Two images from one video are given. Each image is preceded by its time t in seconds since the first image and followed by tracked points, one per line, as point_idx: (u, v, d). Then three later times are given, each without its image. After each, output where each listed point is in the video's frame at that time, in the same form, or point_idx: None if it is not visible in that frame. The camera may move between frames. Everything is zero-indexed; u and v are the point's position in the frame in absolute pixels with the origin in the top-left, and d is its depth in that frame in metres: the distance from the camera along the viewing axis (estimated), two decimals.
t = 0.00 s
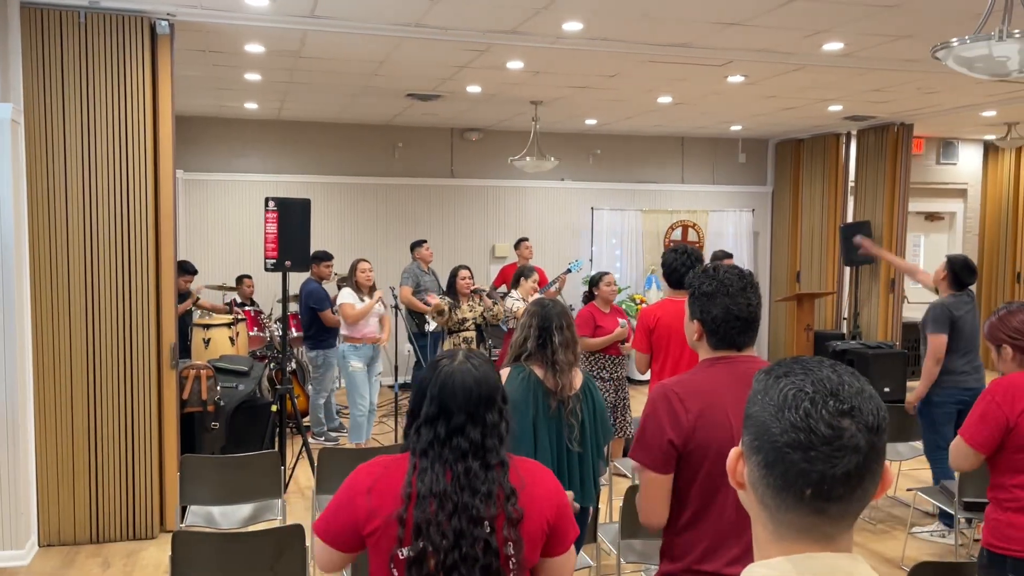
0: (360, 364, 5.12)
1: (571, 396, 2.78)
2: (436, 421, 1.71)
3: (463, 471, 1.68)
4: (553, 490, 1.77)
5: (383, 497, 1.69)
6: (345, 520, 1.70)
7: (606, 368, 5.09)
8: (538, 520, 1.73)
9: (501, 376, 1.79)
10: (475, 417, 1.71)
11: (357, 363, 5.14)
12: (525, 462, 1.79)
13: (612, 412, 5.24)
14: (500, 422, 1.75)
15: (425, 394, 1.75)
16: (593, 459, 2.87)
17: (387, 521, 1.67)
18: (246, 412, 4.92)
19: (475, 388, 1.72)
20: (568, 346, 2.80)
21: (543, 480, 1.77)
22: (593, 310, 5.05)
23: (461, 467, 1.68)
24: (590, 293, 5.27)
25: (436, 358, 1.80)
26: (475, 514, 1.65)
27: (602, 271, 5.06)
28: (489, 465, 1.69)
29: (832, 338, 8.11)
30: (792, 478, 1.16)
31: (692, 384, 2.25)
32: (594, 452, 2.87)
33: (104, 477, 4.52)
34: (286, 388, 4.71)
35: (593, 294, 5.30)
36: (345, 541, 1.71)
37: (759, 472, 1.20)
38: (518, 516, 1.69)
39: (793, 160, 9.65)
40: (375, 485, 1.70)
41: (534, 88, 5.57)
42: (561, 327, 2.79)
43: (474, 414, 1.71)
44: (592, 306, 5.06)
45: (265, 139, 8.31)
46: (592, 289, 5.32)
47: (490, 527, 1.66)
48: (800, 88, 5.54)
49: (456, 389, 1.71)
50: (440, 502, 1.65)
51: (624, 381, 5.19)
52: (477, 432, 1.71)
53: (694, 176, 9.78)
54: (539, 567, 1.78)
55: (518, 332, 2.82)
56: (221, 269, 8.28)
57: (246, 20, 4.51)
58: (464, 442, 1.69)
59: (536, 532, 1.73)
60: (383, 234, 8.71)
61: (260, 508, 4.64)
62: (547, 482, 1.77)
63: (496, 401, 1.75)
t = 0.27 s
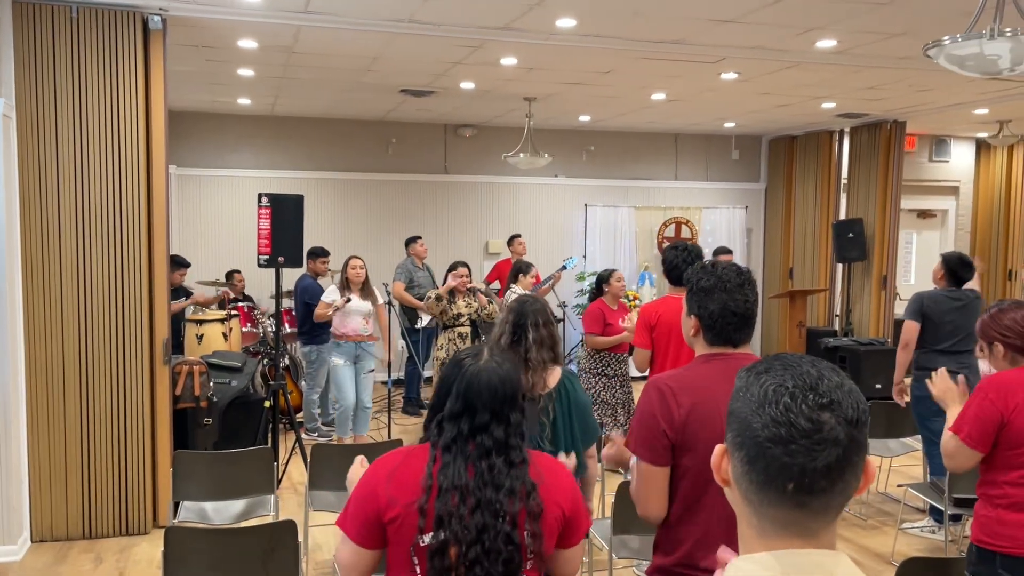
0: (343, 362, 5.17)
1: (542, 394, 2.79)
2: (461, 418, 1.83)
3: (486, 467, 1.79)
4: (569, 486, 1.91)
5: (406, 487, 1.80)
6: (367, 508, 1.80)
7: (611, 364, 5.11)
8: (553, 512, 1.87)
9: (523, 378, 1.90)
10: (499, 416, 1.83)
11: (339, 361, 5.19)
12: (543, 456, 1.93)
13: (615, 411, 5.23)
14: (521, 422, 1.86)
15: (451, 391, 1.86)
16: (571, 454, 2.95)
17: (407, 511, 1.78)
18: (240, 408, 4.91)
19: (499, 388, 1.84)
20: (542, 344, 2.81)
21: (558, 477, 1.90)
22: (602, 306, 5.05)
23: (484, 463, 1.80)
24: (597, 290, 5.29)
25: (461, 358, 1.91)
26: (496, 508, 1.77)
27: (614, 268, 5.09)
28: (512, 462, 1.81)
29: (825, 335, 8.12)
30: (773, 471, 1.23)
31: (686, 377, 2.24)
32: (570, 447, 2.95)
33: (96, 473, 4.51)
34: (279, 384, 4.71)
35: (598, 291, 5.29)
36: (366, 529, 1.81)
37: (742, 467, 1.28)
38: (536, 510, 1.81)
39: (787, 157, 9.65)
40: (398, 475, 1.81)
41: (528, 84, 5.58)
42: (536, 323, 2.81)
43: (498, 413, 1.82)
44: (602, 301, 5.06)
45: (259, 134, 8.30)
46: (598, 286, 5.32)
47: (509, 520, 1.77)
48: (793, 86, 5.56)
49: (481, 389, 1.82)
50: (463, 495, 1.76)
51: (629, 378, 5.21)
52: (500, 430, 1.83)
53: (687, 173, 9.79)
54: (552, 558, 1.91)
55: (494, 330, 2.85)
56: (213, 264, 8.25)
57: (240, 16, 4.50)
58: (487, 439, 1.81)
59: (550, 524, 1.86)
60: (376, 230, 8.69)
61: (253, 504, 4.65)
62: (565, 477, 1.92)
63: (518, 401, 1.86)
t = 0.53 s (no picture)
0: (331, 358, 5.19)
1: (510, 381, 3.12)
2: (469, 410, 1.78)
3: (493, 460, 1.75)
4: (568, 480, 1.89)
5: (409, 479, 1.76)
6: (371, 498, 1.76)
7: (611, 359, 5.10)
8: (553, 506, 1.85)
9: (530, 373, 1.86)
10: (506, 410, 1.79)
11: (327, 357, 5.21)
12: (545, 450, 1.90)
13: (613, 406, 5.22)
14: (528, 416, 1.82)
15: (459, 383, 1.82)
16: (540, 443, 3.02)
17: (412, 502, 1.74)
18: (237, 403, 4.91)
19: (507, 382, 1.80)
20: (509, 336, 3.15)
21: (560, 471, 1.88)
22: (605, 301, 5.06)
23: (490, 456, 1.76)
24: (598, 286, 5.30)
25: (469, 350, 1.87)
26: (502, 501, 1.73)
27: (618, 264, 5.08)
28: (518, 456, 1.77)
29: (822, 332, 8.13)
30: (750, 471, 1.20)
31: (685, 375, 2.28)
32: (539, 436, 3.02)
33: (94, 467, 4.52)
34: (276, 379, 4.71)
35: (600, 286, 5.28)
36: (368, 519, 1.77)
37: (723, 465, 1.25)
38: (540, 505, 1.78)
39: (785, 154, 9.66)
40: (402, 467, 1.77)
41: (527, 80, 5.57)
42: (504, 322, 3.13)
43: (505, 407, 1.78)
44: (604, 296, 5.07)
45: (258, 129, 8.29)
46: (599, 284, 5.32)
47: (514, 515, 1.74)
48: (791, 82, 5.56)
49: (490, 381, 1.79)
50: (469, 488, 1.72)
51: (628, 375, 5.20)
52: (508, 423, 1.78)
53: (686, 170, 9.80)
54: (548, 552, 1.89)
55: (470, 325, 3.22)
56: (212, 259, 8.26)
57: (238, 11, 4.50)
58: (495, 432, 1.76)
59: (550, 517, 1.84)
60: (374, 225, 8.69)
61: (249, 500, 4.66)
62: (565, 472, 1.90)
63: (525, 396, 1.82)
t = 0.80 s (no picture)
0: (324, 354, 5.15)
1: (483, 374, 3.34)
2: (461, 408, 1.78)
3: (487, 457, 1.75)
4: (557, 474, 1.92)
5: (405, 477, 1.74)
6: (365, 497, 1.73)
7: (607, 355, 5.12)
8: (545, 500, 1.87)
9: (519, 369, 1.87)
10: (499, 407, 1.79)
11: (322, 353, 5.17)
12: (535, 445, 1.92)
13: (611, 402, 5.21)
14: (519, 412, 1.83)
15: (450, 380, 1.81)
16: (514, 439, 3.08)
17: (407, 501, 1.72)
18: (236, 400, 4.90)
19: (499, 379, 1.80)
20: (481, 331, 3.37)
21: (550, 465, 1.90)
22: (603, 297, 5.06)
23: (484, 453, 1.76)
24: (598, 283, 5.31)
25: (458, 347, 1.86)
26: (498, 498, 1.74)
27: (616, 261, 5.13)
28: (511, 452, 1.78)
29: (822, 329, 8.12)
30: (739, 464, 1.21)
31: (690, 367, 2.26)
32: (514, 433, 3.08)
33: (93, 462, 4.52)
34: (276, 375, 4.72)
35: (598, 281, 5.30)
36: (361, 520, 1.74)
37: (712, 459, 1.26)
38: (534, 500, 1.80)
39: (785, 152, 9.65)
40: (398, 466, 1.74)
41: (528, 76, 5.57)
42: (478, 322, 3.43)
43: (498, 404, 1.78)
44: (603, 292, 5.07)
45: (259, 125, 8.30)
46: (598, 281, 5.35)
47: (510, 511, 1.75)
48: (792, 79, 5.55)
49: (482, 378, 1.78)
50: (466, 485, 1.71)
51: (626, 371, 5.20)
52: (500, 420, 1.79)
53: (686, 167, 9.79)
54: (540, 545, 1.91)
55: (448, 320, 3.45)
56: (213, 256, 8.27)
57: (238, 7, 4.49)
58: (488, 429, 1.76)
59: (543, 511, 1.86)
60: (375, 222, 8.68)
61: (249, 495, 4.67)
62: (553, 465, 1.92)
63: (516, 392, 1.82)
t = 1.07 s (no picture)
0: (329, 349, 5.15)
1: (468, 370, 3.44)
2: (432, 404, 1.79)
3: (461, 452, 1.77)
4: (528, 465, 1.95)
5: (381, 477, 1.73)
6: (342, 500, 1.72)
7: (599, 353, 5.08)
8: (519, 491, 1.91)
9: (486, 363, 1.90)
10: (471, 402, 1.81)
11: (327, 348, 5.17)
12: (506, 440, 1.95)
13: (604, 398, 5.16)
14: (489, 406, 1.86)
15: (419, 378, 1.83)
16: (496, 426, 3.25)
17: (384, 501, 1.72)
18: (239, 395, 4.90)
19: (469, 374, 1.82)
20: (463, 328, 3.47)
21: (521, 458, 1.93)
22: (591, 293, 5.09)
23: (457, 448, 1.77)
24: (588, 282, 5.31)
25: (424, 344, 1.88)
26: (474, 493, 1.76)
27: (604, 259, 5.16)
28: (483, 446, 1.80)
29: (824, 325, 8.11)
30: (735, 455, 1.20)
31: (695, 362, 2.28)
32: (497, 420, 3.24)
33: (96, 457, 4.54)
34: (279, 371, 4.72)
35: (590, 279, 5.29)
36: (336, 524, 1.72)
37: (707, 451, 1.25)
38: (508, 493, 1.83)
39: (789, 149, 9.63)
40: (373, 466, 1.73)
41: (530, 73, 5.56)
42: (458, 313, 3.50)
43: (469, 399, 1.81)
44: (591, 290, 5.11)
45: (264, 121, 8.32)
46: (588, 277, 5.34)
47: (486, 505, 1.78)
48: (795, 75, 5.54)
49: (453, 374, 1.81)
50: (442, 482, 1.73)
51: (620, 367, 5.14)
52: (472, 415, 1.81)
53: (689, 163, 9.79)
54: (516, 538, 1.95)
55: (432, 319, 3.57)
56: (215, 252, 8.28)
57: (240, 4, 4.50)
58: (461, 424, 1.78)
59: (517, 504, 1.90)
60: (379, 217, 8.69)
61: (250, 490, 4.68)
62: (523, 457, 1.95)
63: (485, 386, 1.85)
